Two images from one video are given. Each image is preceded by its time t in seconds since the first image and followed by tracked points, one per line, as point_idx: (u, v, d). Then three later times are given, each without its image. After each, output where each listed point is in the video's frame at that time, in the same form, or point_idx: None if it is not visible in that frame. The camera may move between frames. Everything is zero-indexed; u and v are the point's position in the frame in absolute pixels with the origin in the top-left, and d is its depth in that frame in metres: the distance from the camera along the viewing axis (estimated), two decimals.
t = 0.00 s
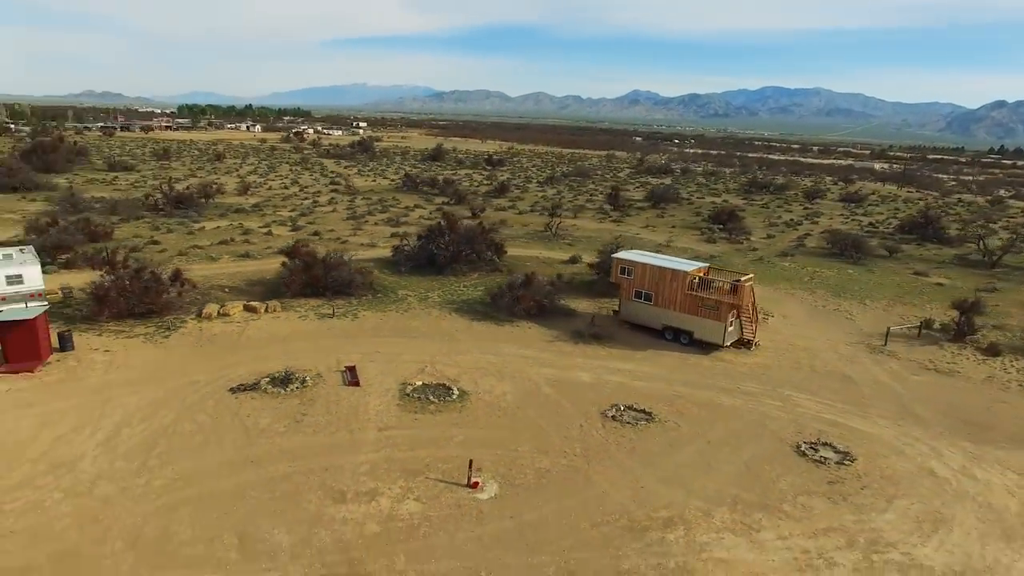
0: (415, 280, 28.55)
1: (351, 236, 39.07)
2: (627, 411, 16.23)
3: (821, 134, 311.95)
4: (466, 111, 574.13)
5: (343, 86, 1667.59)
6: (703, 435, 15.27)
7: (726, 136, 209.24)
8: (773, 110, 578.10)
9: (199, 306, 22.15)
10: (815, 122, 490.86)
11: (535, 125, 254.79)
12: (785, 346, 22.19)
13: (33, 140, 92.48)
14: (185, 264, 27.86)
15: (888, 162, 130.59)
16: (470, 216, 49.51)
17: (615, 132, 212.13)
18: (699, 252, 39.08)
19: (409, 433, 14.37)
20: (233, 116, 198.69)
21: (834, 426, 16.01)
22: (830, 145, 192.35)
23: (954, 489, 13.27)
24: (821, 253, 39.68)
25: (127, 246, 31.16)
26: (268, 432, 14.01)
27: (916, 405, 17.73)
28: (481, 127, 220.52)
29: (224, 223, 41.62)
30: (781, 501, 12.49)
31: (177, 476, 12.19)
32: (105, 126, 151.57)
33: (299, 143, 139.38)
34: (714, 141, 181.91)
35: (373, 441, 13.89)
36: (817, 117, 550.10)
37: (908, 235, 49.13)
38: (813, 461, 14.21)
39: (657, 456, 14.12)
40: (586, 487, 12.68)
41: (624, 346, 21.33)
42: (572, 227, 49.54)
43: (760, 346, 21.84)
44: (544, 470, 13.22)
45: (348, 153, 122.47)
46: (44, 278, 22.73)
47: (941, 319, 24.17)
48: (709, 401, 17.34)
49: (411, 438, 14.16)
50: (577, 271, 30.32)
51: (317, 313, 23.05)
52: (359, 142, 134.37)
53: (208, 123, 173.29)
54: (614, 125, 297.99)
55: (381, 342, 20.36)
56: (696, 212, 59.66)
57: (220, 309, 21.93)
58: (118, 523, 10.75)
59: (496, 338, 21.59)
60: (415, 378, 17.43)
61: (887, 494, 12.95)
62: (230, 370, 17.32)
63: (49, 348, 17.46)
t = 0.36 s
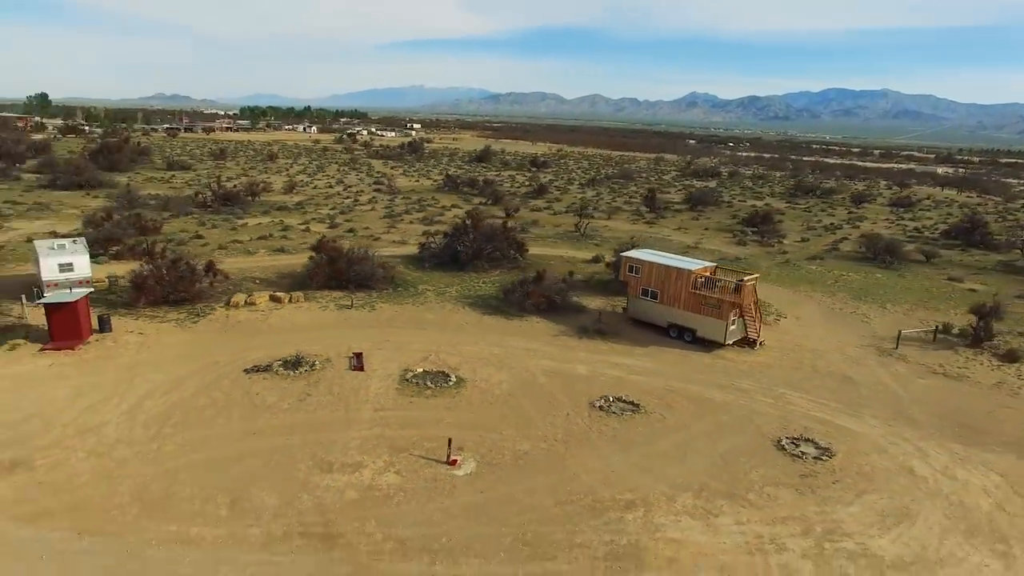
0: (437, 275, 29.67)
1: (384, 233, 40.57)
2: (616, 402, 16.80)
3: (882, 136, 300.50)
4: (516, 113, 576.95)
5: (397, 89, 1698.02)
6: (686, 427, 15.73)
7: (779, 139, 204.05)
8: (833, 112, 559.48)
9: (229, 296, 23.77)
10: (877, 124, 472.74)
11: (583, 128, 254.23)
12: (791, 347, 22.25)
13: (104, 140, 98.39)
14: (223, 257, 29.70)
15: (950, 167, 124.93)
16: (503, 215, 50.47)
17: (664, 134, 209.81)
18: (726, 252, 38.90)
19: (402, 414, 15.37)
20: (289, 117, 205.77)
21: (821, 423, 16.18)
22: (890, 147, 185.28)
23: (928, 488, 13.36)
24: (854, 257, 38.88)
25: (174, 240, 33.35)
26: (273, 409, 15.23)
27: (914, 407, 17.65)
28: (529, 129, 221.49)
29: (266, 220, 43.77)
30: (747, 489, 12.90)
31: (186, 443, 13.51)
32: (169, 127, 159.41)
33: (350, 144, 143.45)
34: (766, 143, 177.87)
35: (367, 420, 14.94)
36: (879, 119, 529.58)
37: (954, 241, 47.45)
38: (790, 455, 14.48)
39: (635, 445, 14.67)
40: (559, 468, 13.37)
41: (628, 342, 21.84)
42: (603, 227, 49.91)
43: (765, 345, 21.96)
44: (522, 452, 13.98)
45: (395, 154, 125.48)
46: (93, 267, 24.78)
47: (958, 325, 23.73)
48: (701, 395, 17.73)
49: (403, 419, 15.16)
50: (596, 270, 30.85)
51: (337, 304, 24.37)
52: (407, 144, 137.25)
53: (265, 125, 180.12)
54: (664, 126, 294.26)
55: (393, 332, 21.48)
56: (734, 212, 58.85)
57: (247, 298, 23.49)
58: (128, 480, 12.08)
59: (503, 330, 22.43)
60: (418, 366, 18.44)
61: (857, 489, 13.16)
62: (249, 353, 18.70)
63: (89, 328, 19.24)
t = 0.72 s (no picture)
0: (454, 271, 30.71)
1: (411, 231, 41.92)
2: (602, 393, 17.42)
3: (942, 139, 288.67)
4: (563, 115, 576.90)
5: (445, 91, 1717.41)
6: (666, 418, 16.24)
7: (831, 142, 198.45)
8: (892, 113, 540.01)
9: (253, 287, 25.34)
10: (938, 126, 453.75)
11: (627, 129, 252.59)
12: (793, 346, 22.36)
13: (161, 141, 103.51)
14: (254, 251, 31.42)
15: (1011, 171, 119.37)
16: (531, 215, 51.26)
17: (717, 137, 205.19)
18: (748, 254, 38.75)
19: (394, 397, 16.38)
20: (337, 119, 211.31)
21: (803, 419, 16.46)
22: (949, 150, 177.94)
23: (896, 483, 13.57)
24: (882, 260, 38.13)
25: (211, 235, 35.36)
26: (277, 390, 16.46)
27: (904, 407, 17.66)
28: (573, 131, 221.41)
29: (302, 217, 45.73)
30: (711, 477, 13.37)
31: (194, 416, 14.82)
32: (224, 129, 166.10)
33: (394, 145, 146.51)
34: (816, 146, 173.29)
35: (361, 402, 15.99)
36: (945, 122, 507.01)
37: (996, 246, 45.81)
38: (764, 447, 14.85)
39: (612, 432, 15.29)
40: (532, 451, 14.13)
41: (627, 338, 22.35)
42: (630, 227, 50.15)
43: (765, 344, 22.14)
44: (501, 435, 14.77)
45: (437, 155, 127.71)
46: (133, 258, 26.71)
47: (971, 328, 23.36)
48: (688, 390, 18.17)
49: (395, 402, 16.16)
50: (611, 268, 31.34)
51: (354, 296, 25.65)
52: (450, 146, 139.41)
53: (314, 126, 185.59)
54: (712, 128, 289.50)
55: (401, 324, 22.57)
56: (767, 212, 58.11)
57: (270, 289, 25.00)
58: (138, 446, 13.43)
59: (508, 324, 23.26)
60: (418, 355, 19.44)
61: (823, 481, 13.49)
62: (263, 340, 20.06)
63: (123, 313, 20.95)
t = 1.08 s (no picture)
0: (468, 268, 31.64)
1: (434, 229, 43.00)
2: (591, 385, 18.06)
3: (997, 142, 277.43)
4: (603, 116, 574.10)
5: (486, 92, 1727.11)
6: (648, 409, 16.76)
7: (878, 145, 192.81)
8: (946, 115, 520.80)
9: (273, 280, 26.76)
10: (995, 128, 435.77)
11: (665, 131, 250.22)
12: (791, 345, 22.55)
13: (206, 142, 107.64)
14: (279, 246, 32.95)
15: None
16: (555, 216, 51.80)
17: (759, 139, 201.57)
18: (766, 255, 38.62)
19: (390, 384, 17.36)
20: (376, 121, 215.33)
21: (784, 414, 16.80)
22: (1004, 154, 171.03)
23: (865, 476, 13.86)
24: (906, 264, 37.43)
25: (242, 231, 37.13)
26: (282, 374, 17.62)
27: (893, 406, 17.75)
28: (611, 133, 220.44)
29: (331, 215, 47.36)
30: (680, 464, 13.88)
31: (203, 395, 16.06)
32: (267, 130, 171.27)
33: (430, 146, 148.74)
34: (861, 149, 168.71)
35: (358, 386, 17.01)
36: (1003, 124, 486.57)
37: None
38: (739, 439, 15.29)
39: (592, 421, 15.93)
40: (512, 435, 14.88)
41: (626, 334, 22.87)
42: (653, 227, 50.27)
43: (764, 342, 22.35)
44: (485, 420, 15.59)
45: (472, 155, 129.22)
46: (165, 252, 28.44)
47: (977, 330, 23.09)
48: (676, 384, 18.63)
49: (390, 387, 17.11)
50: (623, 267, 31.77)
51: (368, 290, 26.79)
52: (485, 148, 140.69)
53: (354, 127, 189.65)
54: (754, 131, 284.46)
55: (408, 316, 23.59)
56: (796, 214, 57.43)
57: (289, 283, 26.37)
58: (149, 419, 14.69)
59: (511, 318, 24.04)
60: (419, 345, 20.39)
61: (791, 472, 13.87)
62: (276, 329, 21.31)
63: (151, 302, 22.47)
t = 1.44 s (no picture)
0: (484, 264, 32.61)
1: (459, 228, 44.14)
2: (579, 376, 18.78)
3: None
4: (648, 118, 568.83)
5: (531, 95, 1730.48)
6: (630, 399, 17.40)
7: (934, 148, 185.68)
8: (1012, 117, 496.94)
9: (295, 273, 28.28)
10: None
11: (711, 134, 246.66)
12: (790, 344, 22.74)
13: (255, 143, 112.12)
14: (306, 241, 34.63)
15: None
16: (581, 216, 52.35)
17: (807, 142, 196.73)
18: (787, 256, 38.36)
19: (388, 369, 18.46)
20: (420, 123, 219.09)
21: (765, 407, 17.20)
22: None
23: (831, 468, 14.22)
24: (932, 268, 36.63)
25: (274, 227, 39.08)
26: (289, 357, 18.96)
27: (879, 404, 17.89)
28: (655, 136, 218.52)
29: (362, 214, 49.10)
30: (648, 450, 14.52)
31: (216, 375, 17.49)
32: (314, 132, 176.59)
33: (470, 147, 150.82)
34: (915, 152, 162.83)
35: (357, 371, 18.17)
36: None
37: None
38: (714, 429, 15.77)
39: (573, 408, 16.66)
40: (493, 419, 15.77)
41: (626, 329, 23.45)
42: (679, 228, 50.29)
43: (762, 340, 22.59)
44: (470, 405, 16.51)
45: (510, 157, 130.51)
46: (199, 245, 30.36)
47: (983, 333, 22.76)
48: (664, 377, 19.18)
49: (387, 373, 18.22)
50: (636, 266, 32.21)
51: (384, 284, 28.02)
52: (524, 151, 141.82)
53: (398, 129, 193.75)
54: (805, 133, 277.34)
55: (417, 308, 24.71)
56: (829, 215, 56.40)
57: (309, 276, 27.84)
58: (165, 395, 16.17)
59: (516, 311, 24.91)
60: (422, 335, 21.47)
61: (757, 461, 14.36)
62: (292, 318, 22.73)
63: (180, 291, 24.22)
